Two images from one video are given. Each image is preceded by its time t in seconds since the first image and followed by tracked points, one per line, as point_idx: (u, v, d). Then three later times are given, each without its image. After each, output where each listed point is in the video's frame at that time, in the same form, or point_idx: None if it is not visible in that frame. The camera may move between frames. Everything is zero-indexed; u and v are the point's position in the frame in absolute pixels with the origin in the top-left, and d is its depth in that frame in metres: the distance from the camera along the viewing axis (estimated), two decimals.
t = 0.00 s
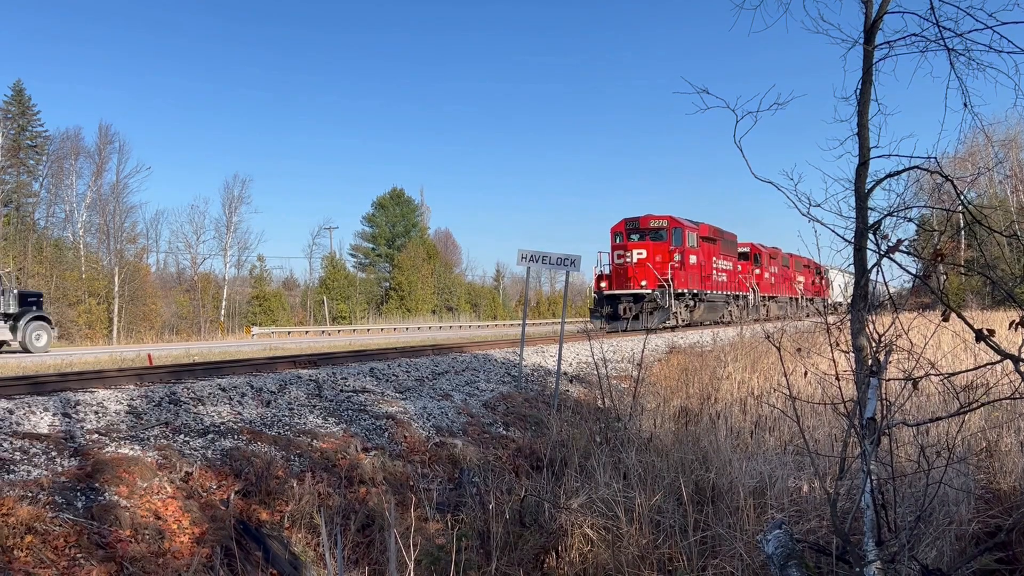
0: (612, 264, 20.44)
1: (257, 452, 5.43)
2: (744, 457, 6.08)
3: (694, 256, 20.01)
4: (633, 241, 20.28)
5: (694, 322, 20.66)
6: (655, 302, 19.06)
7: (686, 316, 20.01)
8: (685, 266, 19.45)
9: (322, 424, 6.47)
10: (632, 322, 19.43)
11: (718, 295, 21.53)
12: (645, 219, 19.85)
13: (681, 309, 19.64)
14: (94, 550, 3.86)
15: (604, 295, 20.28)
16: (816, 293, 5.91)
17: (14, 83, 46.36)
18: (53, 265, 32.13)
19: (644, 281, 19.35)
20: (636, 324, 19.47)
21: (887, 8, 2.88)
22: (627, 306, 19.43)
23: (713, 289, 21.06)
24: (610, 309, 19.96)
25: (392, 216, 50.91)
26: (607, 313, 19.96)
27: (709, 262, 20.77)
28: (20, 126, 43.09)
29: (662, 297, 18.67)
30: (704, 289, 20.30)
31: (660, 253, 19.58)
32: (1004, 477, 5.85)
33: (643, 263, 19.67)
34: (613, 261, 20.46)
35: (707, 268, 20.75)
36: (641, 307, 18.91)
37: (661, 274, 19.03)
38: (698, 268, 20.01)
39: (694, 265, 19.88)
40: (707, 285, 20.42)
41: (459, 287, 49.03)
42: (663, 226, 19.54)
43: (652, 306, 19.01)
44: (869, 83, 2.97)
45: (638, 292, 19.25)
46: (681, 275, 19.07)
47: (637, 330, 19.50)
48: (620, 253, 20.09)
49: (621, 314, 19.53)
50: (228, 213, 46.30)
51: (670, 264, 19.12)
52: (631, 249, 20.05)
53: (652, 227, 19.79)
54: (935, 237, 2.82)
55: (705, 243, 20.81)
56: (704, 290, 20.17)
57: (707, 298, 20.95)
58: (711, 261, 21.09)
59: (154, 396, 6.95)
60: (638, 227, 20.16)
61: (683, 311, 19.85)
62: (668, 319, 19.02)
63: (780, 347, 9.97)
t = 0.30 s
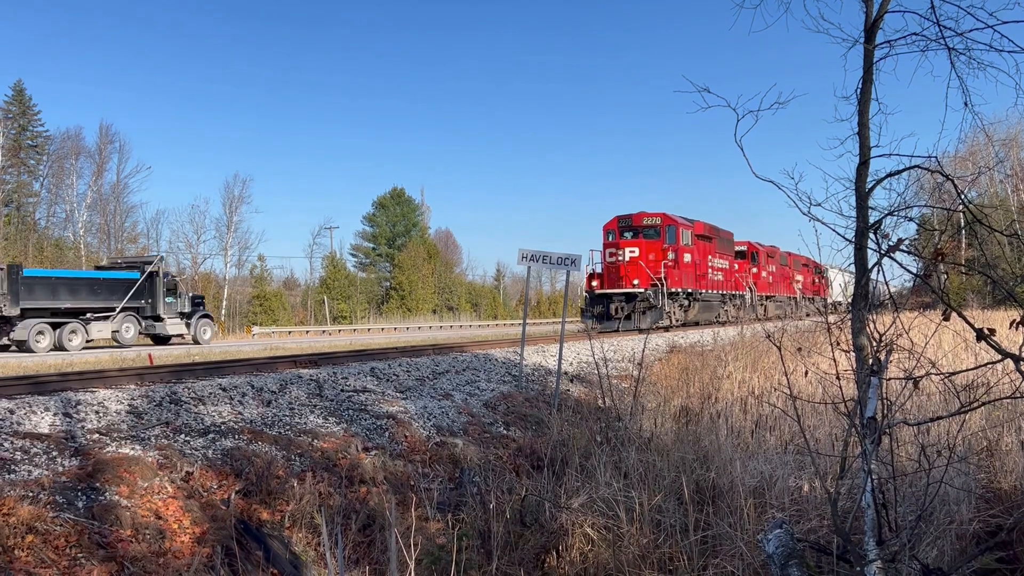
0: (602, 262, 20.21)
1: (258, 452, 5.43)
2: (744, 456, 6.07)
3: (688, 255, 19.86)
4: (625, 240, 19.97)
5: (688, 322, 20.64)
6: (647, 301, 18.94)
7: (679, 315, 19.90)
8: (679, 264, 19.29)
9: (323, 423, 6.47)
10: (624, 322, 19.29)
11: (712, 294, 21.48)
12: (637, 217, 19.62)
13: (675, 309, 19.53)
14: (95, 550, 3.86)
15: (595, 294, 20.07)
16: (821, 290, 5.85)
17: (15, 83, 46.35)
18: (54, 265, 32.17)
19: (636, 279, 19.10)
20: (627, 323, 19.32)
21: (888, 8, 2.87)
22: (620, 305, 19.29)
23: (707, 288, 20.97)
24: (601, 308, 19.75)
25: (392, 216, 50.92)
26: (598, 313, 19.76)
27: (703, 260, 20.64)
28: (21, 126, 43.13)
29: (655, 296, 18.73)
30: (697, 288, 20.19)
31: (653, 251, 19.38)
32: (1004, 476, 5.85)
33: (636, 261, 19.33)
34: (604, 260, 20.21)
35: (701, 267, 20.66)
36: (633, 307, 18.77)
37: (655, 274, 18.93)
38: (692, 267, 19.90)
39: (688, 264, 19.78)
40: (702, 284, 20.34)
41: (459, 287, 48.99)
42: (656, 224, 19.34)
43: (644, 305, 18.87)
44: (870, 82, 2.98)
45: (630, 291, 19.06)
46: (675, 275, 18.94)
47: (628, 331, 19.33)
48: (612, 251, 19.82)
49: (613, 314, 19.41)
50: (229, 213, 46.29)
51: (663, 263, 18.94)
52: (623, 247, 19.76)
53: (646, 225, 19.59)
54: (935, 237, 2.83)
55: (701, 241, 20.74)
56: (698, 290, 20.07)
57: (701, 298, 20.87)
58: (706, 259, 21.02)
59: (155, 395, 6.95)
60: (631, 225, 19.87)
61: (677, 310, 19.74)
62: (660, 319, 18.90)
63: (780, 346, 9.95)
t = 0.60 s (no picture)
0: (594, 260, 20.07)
1: (259, 451, 5.43)
2: (745, 455, 6.06)
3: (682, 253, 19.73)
4: (619, 237, 19.91)
5: (682, 322, 20.56)
6: (639, 301, 18.83)
7: (673, 315, 19.78)
8: (673, 262, 19.14)
9: (323, 423, 6.46)
10: (616, 322, 19.17)
11: (707, 293, 21.34)
12: (630, 215, 19.53)
13: (669, 308, 19.40)
14: (95, 550, 3.86)
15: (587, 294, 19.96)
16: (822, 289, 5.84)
17: (16, 83, 46.38)
18: (54, 265, 32.22)
19: (629, 278, 19.00)
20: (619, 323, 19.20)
21: (888, 7, 2.87)
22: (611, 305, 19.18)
23: (702, 288, 20.81)
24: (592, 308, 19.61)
25: (393, 216, 50.91)
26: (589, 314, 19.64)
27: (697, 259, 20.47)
28: (22, 126, 43.20)
29: (648, 296, 18.71)
30: (692, 287, 20.03)
31: (646, 249, 19.24)
32: (1005, 476, 5.85)
33: (628, 259, 19.31)
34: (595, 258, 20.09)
35: (696, 265, 20.45)
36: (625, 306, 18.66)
37: (648, 273, 18.88)
38: (686, 265, 19.74)
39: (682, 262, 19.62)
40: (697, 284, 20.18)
41: (459, 287, 48.95)
42: (649, 222, 19.19)
43: (636, 305, 18.75)
44: (870, 82, 2.97)
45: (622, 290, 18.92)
46: (668, 273, 18.77)
47: (619, 331, 19.20)
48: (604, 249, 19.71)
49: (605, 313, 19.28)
50: (229, 213, 46.33)
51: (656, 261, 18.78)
52: (615, 245, 19.72)
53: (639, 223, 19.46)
54: (936, 236, 2.82)
55: (695, 239, 20.64)
56: (693, 288, 19.90)
57: (697, 297, 20.72)
58: (700, 257, 20.86)
59: (155, 395, 6.94)
60: (624, 223, 19.83)
61: (671, 310, 19.61)
62: (652, 318, 18.76)
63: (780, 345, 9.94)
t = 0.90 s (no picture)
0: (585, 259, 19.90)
1: (259, 451, 5.43)
2: (745, 455, 6.06)
3: (676, 251, 19.44)
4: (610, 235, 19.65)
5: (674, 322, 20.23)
6: (631, 300, 18.64)
7: (667, 315, 19.60)
8: (666, 261, 18.83)
9: (324, 423, 6.47)
10: (607, 321, 18.99)
11: (703, 292, 21.15)
12: (621, 212, 19.33)
13: (662, 308, 19.22)
14: (96, 550, 3.87)
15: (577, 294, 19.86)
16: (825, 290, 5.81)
17: (16, 83, 46.43)
18: (55, 264, 32.24)
19: (619, 277, 18.91)
20: (610, 323, 19.03)
21: (888, 7, 2.87)
22: (602, 304, 19.08)
23: (697, 288, 20.54)
24: (582, 308, 19.45)
25: (393, 216, 50.80)
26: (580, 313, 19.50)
27: (691, 257, 20.25)
28: (23, 126, 43.23)
29: (638, 295, 18.30)
30: (686, 286, 19.78)
31: (638, 247, 19.03)
32: (1006, 475, 5.84)
33: (619, 258, 19.08)
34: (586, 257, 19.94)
35: (691, 264, 20.19)
36: (615, 306, 18.48)
37: (638, 271, 18.54)
38: (680, 264, 19.51)
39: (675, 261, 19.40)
40: (691, 283, 19.94)
41: (459, 287, 48.89)
42: (641, 219, 18.99)
43: (627, 305, 18.59)
44: (871, 81, 2.97)
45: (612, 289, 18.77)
46: (660, 272, 18.52)
47: (610, 331, 19.01)
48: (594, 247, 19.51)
49: (596, 314, 19.18)
50: (230, 213, 46.34)
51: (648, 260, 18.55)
52: (606, 243, 19.45)
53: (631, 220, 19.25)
54: (936, 236, 2.82)
55: (689, 238, 20.44)
56: (686, 287, 19.67)
57: (691, 296, 20.51)
58: (695, 256, 20.61)
59: (156, 395, 6.94)
60: (616, 220, 19.60)
61: (664, 309, 19.43)
62: (644, 318, 18.57)
63: (781, 345, 9.93)
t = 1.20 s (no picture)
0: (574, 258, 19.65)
1: (259, 451, 5.44)
2: (745, 455, 6.05)
3: (667, 249, 19.27)
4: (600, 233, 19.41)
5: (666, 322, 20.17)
6: (621, 300, 18.48)
7: (659, 315, 19.48)
8: (657, 258, 18.65)
9: (324, 423, 6.46)
10: (597, 321, 18.80)
11: (696, 292, 21.05)
12: (612, 209, 19.16)
13: (653, 308, 19.06)
14: (96, 550, 3.87)
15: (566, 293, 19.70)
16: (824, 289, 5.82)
17: (16, 83, 46.48)
18: (55, 264, 32.25)
19: (609, 276, 18.72)
20: (600, 323, 18.84)
21: (889, 7, 2.87)
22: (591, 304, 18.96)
23: (689, 287, 20.46)
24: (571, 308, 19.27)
25: (393, 215, 50.81)
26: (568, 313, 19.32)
27: (683, 254, 20.08)
28: (24, 125, 43.27)
29: (629, 294, 18.11)
30: (677, 285, 19.66)
31: (629, 246, 18.85)
32: (1006, 475, 5.83)
33: (609, 256, 18.91)
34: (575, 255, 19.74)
35: (684, 263, 20.08)
36: (605, 306, 18.32)
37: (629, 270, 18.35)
38: (672, 262, 19.34)
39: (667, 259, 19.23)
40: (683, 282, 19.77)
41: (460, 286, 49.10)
42: (632, 216, 18.82)
43: (617, 305, 18.43)
44: (872, 80, 2.97)
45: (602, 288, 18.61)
46: (651, 270, 18.36)
47: (599, 331, 18.83)
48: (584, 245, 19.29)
49: (585, 313, 18.92)
50: (230, 213, 46.37)
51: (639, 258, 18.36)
52: (595, 240, 19.23)
53: (622, 218, 19.08)
54: (937, 236, 2.82)
55: (681, 236, 20.29)
56: (678, 286, 19.52)
57: (684, 296, 20.37)
58: (688, 255, 20.50)
59: (157, 395, 6.94)
60: (606, 218, 19.38)
61: (656, 309, 19.29)
62: (634, 318, 18.42)
63: (781, 345, 9.95)
